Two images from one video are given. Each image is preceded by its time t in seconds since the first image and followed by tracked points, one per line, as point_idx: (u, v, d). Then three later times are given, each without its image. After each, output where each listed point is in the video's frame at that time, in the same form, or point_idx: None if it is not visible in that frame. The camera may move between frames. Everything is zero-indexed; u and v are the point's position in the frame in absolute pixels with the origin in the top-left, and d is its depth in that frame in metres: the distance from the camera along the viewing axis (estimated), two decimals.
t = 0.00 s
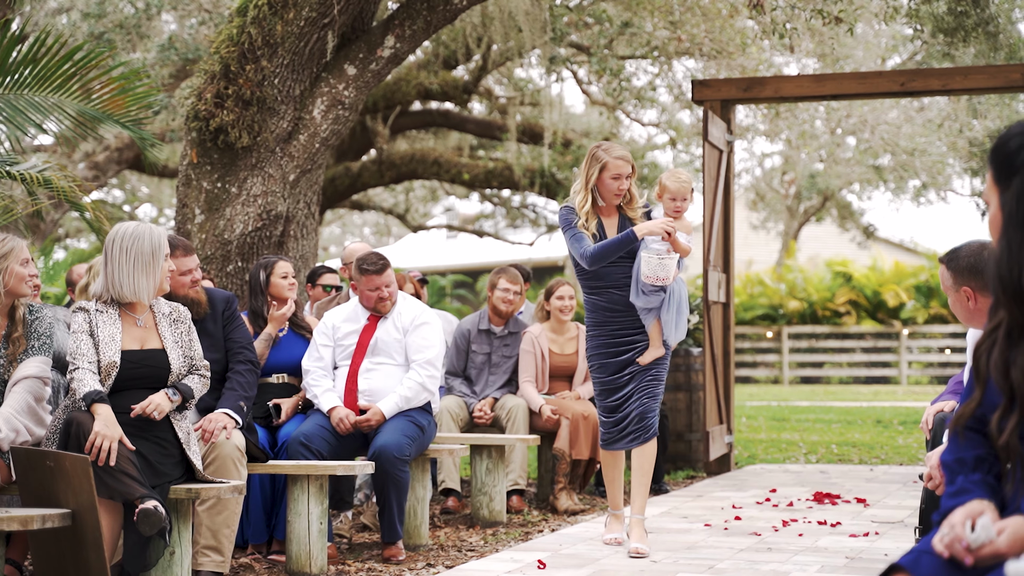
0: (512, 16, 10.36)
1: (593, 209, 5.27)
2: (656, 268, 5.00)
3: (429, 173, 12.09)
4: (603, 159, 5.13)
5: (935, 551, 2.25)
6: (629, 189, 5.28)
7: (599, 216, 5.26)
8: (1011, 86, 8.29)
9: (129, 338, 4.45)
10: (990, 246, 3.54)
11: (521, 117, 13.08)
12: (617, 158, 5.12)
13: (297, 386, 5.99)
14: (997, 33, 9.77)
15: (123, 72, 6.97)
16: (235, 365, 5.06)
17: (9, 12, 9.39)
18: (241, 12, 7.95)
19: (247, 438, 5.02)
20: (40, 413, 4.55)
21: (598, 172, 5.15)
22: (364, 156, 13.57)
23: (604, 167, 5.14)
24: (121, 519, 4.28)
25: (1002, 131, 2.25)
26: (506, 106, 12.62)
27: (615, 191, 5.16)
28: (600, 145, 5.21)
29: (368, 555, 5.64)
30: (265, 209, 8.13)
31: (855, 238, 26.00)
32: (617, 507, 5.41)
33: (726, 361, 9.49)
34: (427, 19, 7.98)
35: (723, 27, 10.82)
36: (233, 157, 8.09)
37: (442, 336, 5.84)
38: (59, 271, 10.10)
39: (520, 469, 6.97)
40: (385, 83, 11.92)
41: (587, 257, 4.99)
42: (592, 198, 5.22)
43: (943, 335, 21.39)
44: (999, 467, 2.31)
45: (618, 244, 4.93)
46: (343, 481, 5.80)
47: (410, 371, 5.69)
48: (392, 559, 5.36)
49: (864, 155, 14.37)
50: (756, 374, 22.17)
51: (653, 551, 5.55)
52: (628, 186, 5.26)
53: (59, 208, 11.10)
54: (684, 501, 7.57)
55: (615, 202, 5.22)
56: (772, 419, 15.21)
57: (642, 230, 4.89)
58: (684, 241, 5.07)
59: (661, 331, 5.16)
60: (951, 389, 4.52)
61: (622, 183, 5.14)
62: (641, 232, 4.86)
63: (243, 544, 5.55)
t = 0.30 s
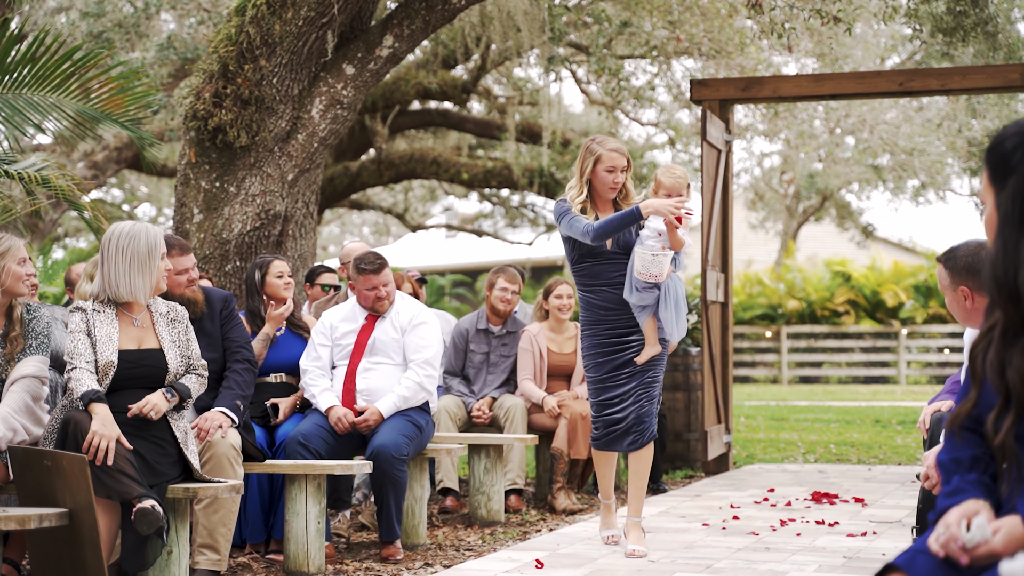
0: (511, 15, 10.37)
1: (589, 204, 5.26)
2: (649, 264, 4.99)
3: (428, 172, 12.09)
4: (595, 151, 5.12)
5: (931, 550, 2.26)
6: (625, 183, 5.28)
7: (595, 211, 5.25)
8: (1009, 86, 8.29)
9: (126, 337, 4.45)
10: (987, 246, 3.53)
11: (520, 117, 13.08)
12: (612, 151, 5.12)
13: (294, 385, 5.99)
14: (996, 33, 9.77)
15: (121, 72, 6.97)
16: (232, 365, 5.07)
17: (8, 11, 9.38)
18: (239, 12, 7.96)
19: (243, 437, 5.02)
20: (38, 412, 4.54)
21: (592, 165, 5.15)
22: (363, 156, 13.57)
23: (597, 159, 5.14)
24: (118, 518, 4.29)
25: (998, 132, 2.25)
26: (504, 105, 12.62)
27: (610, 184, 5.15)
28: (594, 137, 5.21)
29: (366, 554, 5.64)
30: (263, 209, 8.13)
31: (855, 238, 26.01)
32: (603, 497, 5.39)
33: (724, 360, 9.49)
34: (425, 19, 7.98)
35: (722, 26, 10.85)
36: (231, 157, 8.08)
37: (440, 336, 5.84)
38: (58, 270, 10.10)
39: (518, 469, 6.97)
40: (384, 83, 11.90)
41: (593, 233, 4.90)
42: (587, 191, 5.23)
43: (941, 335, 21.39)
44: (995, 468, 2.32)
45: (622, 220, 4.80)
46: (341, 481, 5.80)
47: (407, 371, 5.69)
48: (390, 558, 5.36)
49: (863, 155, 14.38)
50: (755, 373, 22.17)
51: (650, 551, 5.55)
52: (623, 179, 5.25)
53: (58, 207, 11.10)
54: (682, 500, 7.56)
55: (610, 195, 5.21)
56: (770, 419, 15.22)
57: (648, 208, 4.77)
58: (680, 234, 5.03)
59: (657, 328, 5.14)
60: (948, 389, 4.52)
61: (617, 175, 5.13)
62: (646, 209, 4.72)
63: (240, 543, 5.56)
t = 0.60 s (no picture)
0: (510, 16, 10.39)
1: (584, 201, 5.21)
2: (637, 265, 4.87)
3: (427, 172, 12.09)
4: (591, 147, 5.07)
5: (927, 550, 2.27)
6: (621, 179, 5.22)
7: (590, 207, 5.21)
8: (1008, 86, 8.29)
9: (124, 337, 4.46)
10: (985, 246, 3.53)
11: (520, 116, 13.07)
12: (608, 147, 5.05)
13: (293, 385, 6.00)
14: (995, 33, 9.77)
15: (120, 72, 6.97)
16: (230, 365, 5.08)
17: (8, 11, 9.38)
18: (238, 11, 7.96)
19: (241, 437, 5.03)
20: (36, 412, 4.54)
21: (587, 161, 5.10)
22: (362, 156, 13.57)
23: (593, 156, 5.08)
24: (115, 518, 4.29)
25: (994, 132, 2.26)
26: (504, 105, 12.62)
27: (606, 180, 5.09)
28: (590, 133, 5.15)
29: (365, 554, 5.64)
30: (262, 208, 8.13)
31: (855, 238, 26.00)
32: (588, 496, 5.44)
33: (723, 360, 9.50)
34: (424, 19, 7.99)
35: (721, 26, 10.88)
36: (230, 156, 8.09)
37: (438, 336, 5.85)
38: (57, 270, 10.10)
39: (516, 468, 6.98)
40: (383, 83, 11.91)
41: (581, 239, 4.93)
42: (582, 188, 5.18)
43: (940, 334, 21.38)
44: (991, 468, 2.32)
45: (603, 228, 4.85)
46: (339, 480, 5.80)
47: (405, 371, 5.69)
48: (388, 558, 5.37)
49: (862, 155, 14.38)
50: (754, 373, 22.17)
51: (649, 551, 5.55)
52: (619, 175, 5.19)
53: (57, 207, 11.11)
54: (680, 500, 7.56)
55: (606, 192, 5.16)
56: (769, 419, 15.21)
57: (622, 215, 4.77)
58: (670, 233, 4.96)
59: (645, 327, 5.02)
60: (947, 389, 4.52)
61: (612, 171, 5.06)
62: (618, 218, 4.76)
63: (239, 543, 5.57)
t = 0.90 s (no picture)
0: (510, 16, 10.39)
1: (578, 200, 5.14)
2: (626, 267, 4.78)
3: (427, 172, 12.10)
4: (585, 148, 4.96)
5: (925, 550, 2.27)
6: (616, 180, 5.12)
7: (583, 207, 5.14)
8: (1008, 86, 8.29)
9: (123, 338, 4.45)
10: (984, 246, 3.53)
11: (520, 117, 13.07)
12: (602, 149, 4.94)
13: (292, 385, 6.00)
14: (995, 33, 9.78)
15: (120, 72, 6.98)
16: (230, 365, 5.08)
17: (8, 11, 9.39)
18: (238, 12, 7.97)
19: (241, 437, 5.03)
20: (35, 412, 4.54)
21: (581, 162, 5.00)
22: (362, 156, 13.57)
23: (586, 157, 4.98)
24: (113, 518, 4.29)
25: (991, 132, 2.26)
26: (503, 105, 12.63)
27: (599, 183, 5.00)
28: (586, 132, 5.03)
29: (364, 554, 5.64)
30: (262, 209, 8.13)
31: (854, 238, 25.99)
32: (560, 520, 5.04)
33: (723, 361, 9.50)
34: (424, 19, 8.01)
35: (721, 26, 10.93)
36: (230, 157, 8.09)
37: (437, 336, 5.85)
38: (57, 270, 10.10)
39: (515, 468, 6.98)
40: (383, 83, 11.91)
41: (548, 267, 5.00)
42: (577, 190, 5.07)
43: (940, 335, 21.38)
44: (989, 467, 2.33)
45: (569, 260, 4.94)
46: (338, 480, 5.79)
47: (405, 371, 5.69)
48: (387, 558, 5.37)
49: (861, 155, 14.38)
50: (754, 373, 22.16)
51: (648, 551, 5.56)
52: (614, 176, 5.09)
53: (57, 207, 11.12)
54: (679, 500, 7.56)
55: (600, 193, 5.07)
56: (769, 419, 15.20)
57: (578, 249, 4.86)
58: (663, 237, 4.97)
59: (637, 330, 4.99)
60: (946, 388, 4.51)
61: (606, 174, 4.96)
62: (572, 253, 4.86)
63: (238, 542, 5.57)
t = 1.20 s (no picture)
0: (511, 15, 10.40)
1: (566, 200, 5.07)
2: (616, 270, 4.79)
3: (428, 172, 12.11)
4: (574, 148, 4.88)
5: (926, 550, 2.27)
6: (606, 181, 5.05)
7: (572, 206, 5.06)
8: (1009, 86, 8.29)
9: (123, 338, 4.46)
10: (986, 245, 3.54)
11: (521, 117, 13.08)
12: (591, 149, 4.87)
13: (293, 385, 6.00)
14: (997, 32, 9.78)
15: (121, 72, 6.97)
16: (232, 365, 5.08)
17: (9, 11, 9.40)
18: (239, 12, 7.97)
19: (242, 437, 5.03)
20: (37, 412, 4.55)
21: (569, 162, 4.92)
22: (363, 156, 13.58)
23: (575, 157, 4.90)
24: (114, 517, 4.30)
25: (992, 132, 2.26)
26: (504, 105, 12.63)
27: (587, 183, 4.92)
28: (575, 131, 4.96)
29: (365, 554, 5.64)
30: (263, 209, 8.13)
31: (856, 238, 25.98)
32: (558, 529, 4.98)
33: (724, 361, 9.51)
34: (425, 19, 8.01)
35: (721, 26, 10.89)
36: (231, 156, 8.09)
37: (438, 336, 5.85)
38: (58, 270, 10.11)
39: (516, 468, 6.98)
40: (384, 83, 11.91)
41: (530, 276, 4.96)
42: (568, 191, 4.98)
43: (942, 335, 21.39)
44: (990, 467, 2.33)
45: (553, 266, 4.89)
46: (339, 480, 5.80)
47: (406, 371, 5.69)
48: (388, 558, 5.37)
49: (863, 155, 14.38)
50: (755, 373, 22.14)
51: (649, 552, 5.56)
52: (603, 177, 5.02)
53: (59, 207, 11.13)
54: (681, 500, 7.56)
55: (588, 193, 5.00)
56: (770, 419, 15.20)
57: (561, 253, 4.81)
58: (658, 240, 4.93)
59: (628, 334, 4.94)
60: (946, 388, 4.52)
61: (594, 174, 4.89)
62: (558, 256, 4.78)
63: (239, 542, 5.58)
